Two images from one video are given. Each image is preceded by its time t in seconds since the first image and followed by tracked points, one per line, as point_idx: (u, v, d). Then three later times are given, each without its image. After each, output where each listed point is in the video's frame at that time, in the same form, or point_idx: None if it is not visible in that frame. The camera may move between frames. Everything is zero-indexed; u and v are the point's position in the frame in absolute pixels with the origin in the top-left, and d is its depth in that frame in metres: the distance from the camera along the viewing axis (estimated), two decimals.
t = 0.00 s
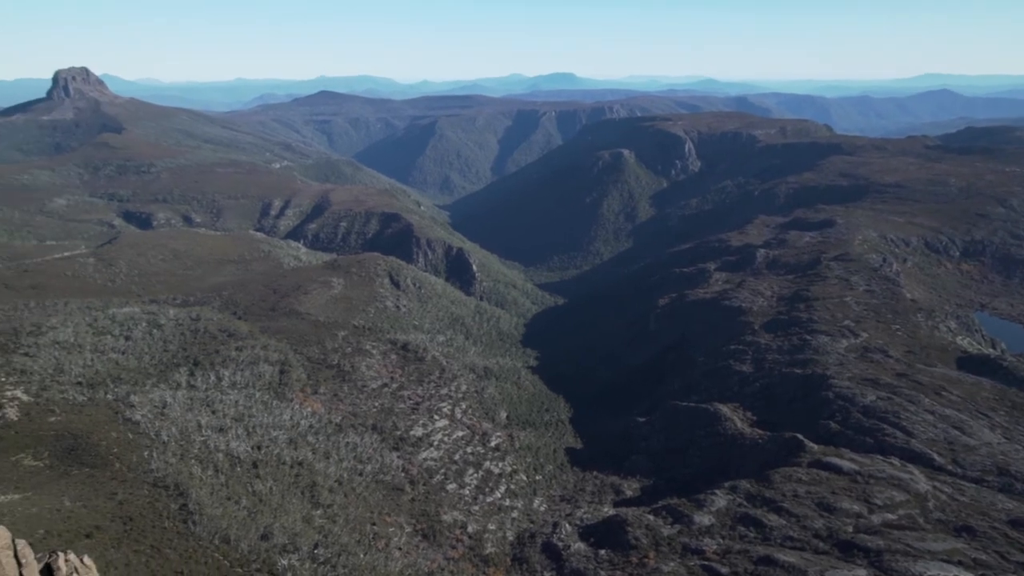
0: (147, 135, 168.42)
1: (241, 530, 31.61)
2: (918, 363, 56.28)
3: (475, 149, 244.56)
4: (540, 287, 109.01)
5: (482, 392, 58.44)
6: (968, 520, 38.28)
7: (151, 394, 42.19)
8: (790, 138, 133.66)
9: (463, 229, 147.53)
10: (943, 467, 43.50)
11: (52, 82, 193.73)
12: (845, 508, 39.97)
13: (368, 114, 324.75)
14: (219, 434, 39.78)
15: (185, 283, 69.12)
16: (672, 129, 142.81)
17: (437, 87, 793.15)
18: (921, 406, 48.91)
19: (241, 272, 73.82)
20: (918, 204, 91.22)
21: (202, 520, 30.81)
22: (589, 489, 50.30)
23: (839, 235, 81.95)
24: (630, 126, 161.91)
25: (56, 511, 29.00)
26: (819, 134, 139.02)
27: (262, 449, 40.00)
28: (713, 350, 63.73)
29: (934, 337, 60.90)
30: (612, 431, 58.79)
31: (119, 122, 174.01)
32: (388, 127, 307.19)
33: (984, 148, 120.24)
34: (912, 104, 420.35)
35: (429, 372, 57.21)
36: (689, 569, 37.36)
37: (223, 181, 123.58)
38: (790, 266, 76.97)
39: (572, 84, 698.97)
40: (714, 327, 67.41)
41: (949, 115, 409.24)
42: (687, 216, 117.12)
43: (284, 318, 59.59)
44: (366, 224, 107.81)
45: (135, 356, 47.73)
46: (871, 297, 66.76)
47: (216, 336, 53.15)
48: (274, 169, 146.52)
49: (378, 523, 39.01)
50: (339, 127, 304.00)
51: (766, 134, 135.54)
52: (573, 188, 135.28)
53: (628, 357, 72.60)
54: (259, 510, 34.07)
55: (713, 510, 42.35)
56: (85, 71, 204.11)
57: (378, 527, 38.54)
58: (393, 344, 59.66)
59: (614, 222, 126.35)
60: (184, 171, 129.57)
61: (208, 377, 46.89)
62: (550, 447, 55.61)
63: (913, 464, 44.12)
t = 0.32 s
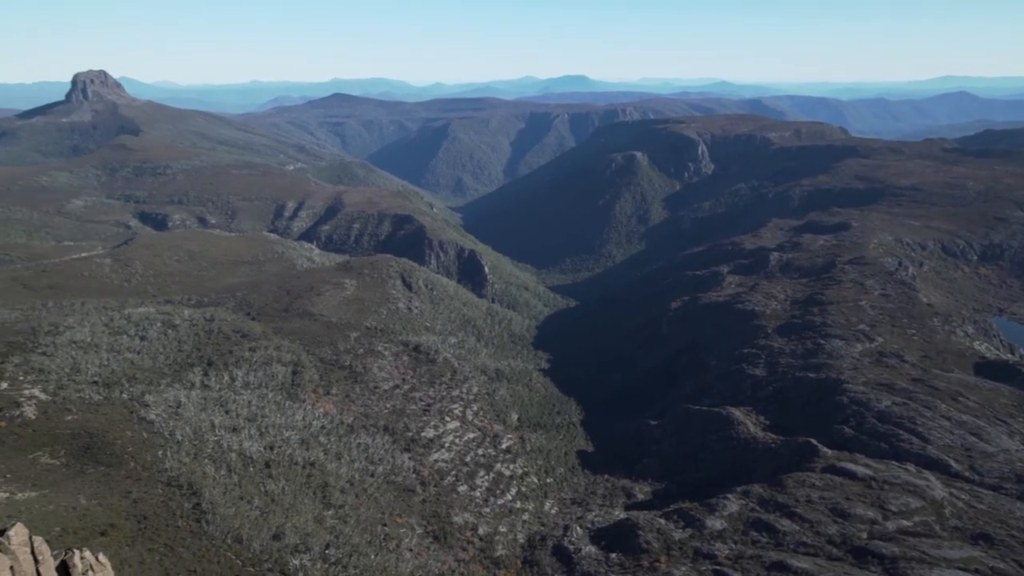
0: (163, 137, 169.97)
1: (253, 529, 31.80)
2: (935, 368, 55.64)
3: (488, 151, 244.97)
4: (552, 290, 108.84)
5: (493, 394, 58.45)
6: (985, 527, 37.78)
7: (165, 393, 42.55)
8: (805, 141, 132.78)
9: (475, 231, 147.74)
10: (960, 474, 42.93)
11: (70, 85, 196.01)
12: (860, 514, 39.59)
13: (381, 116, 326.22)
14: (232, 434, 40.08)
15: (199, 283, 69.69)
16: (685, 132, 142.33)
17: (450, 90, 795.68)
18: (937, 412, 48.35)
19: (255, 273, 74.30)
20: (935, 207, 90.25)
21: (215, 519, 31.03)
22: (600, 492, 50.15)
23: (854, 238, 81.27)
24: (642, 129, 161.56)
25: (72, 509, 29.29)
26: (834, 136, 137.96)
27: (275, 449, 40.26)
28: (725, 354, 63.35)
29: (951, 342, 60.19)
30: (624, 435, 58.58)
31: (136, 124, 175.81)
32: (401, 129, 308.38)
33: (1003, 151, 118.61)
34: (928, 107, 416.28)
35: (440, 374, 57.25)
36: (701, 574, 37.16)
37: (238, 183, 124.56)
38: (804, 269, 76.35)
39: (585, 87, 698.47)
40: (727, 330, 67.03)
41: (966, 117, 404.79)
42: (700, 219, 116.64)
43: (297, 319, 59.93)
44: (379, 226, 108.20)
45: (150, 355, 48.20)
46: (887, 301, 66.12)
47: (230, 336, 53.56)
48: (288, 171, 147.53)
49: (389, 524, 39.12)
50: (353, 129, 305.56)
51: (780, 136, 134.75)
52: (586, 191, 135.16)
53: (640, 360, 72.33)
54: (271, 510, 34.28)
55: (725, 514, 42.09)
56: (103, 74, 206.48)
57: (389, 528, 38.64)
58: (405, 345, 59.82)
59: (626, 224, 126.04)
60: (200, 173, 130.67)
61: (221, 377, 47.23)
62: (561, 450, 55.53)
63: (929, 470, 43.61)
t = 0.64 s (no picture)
0: (178, 138, 171.46)
1: (265, 528, 31.97)
2: (951, 372, 54.99)
3: (500, 152, 245.27)
4: (563, 291, 108.71)
5: (504, 395, 58.45)
6: (1002, 533, 37.20)
7: (179, 393, 42.90)
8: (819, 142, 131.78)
9: (486, 232, 147.91)
10: (976, 480, 42.28)
11: (88, 87, 198.24)
12: (874, 519, 39.20)
13: (394, 117, 327.64)
14: (245, 434, 40.34)
15: (213, 283, 70.23)
16: (698, 133, 141.73)
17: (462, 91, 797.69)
18: (953, 416, 47.76)
19: (267, 274, 74.78)
20: (951, 210, 89.25)
21: (227, 518, 31.22)
22: (610, 494, 50.00)
23: (869, 241, 80.55)
24: (655, 130, 161.03)
25: (87, 506, 29.55)
26: (849, 138, 136.84)
27: (287, 448, 40.50)
28: (738, 357, 62.95)
29: (967, 346, 59.47)
30: (635, 437, 58.41)
31: (152, 126, 177.55)
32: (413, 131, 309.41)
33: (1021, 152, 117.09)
34: (945, 108, 412.10)
35: (451, 375, 57.33)
36: None
37: (251, 184, 125.45)
38: (818, 272, 75.77)
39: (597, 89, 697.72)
40: (739, 333, 66.66)
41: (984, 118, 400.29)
42: (712, 221, 116.10)
43: (309, 319, 60.25)
44: (390, 227, 108.52)
45: (164, 355, 48.61)
46: (902, 304, 65.47)
47: (243, 336, 53.94)
48: (301, 172, 148.35)
49: (400, 525, 39.20)
50: (365, 130, 306.99)
51: (794, 138, 133.87)
52: (598, 192, 134.95)
53: (652, 362, 72.04)
54: (283, 509, 34.45)
55: (736, 518, 41.82)
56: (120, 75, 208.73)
57: (399, 528, 38.70)
58: (416, 346, 59.98)
59: (638, 226, 125.70)
60: (214, 174, 131.78)
61: (235, 377, 47.54)
62: (572, 452, 55.45)
63: (945, 476, 43.05)
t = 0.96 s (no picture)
0: (193, 138, 172.83)
1: (277, 526, 32.16)
2: (967, 375, 54.36)
3: (511, 153, 245.32)
4: (575, 292, 108.61)
5: (515, 395, 58.45)
6: (1018, 539, 36.70)
7: (193, 391, 43.25)
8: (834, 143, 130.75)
9: (498, 232, 148.05)
10: (993, 485, 41.67)
11: (105, 88, 200.15)
12: (887, 524, 38.81)
13: (406, 117, 328.68)
14: (257, 432, 40.59)
15: (226, 282, 70.76)
16: (711, 133, 141.06)
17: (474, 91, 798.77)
18: (969, 421, 47.21)
19: (280, 273, 75.18)
20: (968, 212, 88.23)
21: (239, 515, 31.44)
22: (621, 496, 49.89)
23: (884, 243, 79.82)
24: (667, 130, 160.50)
25: (102, 502, 29.82)
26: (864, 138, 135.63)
27: (299, 447, 40.70)
28: (750, 359, 62.58)
29: (984, 349, 58.77)
30: (646, 439, 58.23)
31: (167, 126, 179.20)
32: (426, 131, 310.16)
33: None
34: (962, 109, 407.60)
35: (462, 375, 57.39)
36: None
37: (265, 184, 126.26)
38: (832, 273, 75.17)
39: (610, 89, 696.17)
40: (752, 335, 66.28)
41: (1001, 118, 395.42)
42: (725, 221, 115.50)
43: (322, 318, 60.56)
44: (402, 227, 108.87)
45: (178, 353, 49.04)
46: (917, 307, 64.83)
47: (256, 335, 54.29)
48: (314, 172, 149.15)
49: (410, 524, 39.28)
50: (378, 130, 308.23)
51: (808, 138, 132.94)
52: (610, 193, 134.62)
53: (663, 363, 71.76)
54: (295, 507, 34.64)
55: (748, 521, 41.57)
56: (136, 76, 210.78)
57: (410, 528, 38.78)
58: (428, 346, 60.15)
59: (650, 226, 125.31)
60: (228, 174, 132.74)
61: (247, 375, 47.86)
62: (583, 453, 55.38)
63: (961, 480, 42.55)
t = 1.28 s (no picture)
0: (208, 137, 174.18)
1: (288, 522, 32.36)
2: (984, 378, 53.66)
3: (524, 152, 245.25)
4: (587, 291, 108.43)
5: (526, 394, 58.41)
6: None
7: (207, 387, 43.63)
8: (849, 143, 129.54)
9: (510, 232, 148.10)
10: (1010, 490, 41.10)
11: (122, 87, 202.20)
12: (901, 527, 38.42)
13: (419, 116, 329.41)
14: (270, 428, 40.86)
15: (240, 280, 71.27)
16: (725, 133, 140.28)
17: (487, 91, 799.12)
18: (986, 424, 46.63)
19: (293, 271, 75.59)
20: (986, 213, 87.11)
21: (251, 511, 31.66)
22: (632, 496, 49.74)
23: (900, 244, 78.99)
24: (681, 130, 159.88)
25: (116, 496, 30.15)
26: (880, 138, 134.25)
27: (310, 444, 40.93)
28: (763, 360, 62.19)
29: (1001, 351, 58.00)
30: (657, 440, 58.02)
31: (183, 124, 180.78)
32: (438, 130, 310.77)
33: None
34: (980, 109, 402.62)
35: (473, 374, 57.47)
36: None
37: (279, 182, 127.02)
38: (846, 274, 74.54)
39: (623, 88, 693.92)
40: (765, 336, 65.85)
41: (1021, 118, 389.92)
42: (739, 222, 114.82)
43: (334, 316, 60.87)
44: (415, 225, 109.18)
45: (193, 349, 49.47)
46: (933, 309, 64.11)
47: (269, 332, 54.65)
48: (328, 170, 149.89)
49: (420, 521, 39.36)
50: (391, 129, 309.29)
51: (823, 138, 131.84)
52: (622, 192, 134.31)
53: (675, 363, 71.44)
54: (306, 504, 34.83)
55: (759, 523, 41.33)
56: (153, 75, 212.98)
57: (420, 525, 38.87)
58: (439, 344, 60.29)
59: (663, 226, 124.90)
60: (242, 172, 133.66)
61: (260, 372, 48.18)
62: (593, 452, 55.26)
63: (977, 485, 42.05)
